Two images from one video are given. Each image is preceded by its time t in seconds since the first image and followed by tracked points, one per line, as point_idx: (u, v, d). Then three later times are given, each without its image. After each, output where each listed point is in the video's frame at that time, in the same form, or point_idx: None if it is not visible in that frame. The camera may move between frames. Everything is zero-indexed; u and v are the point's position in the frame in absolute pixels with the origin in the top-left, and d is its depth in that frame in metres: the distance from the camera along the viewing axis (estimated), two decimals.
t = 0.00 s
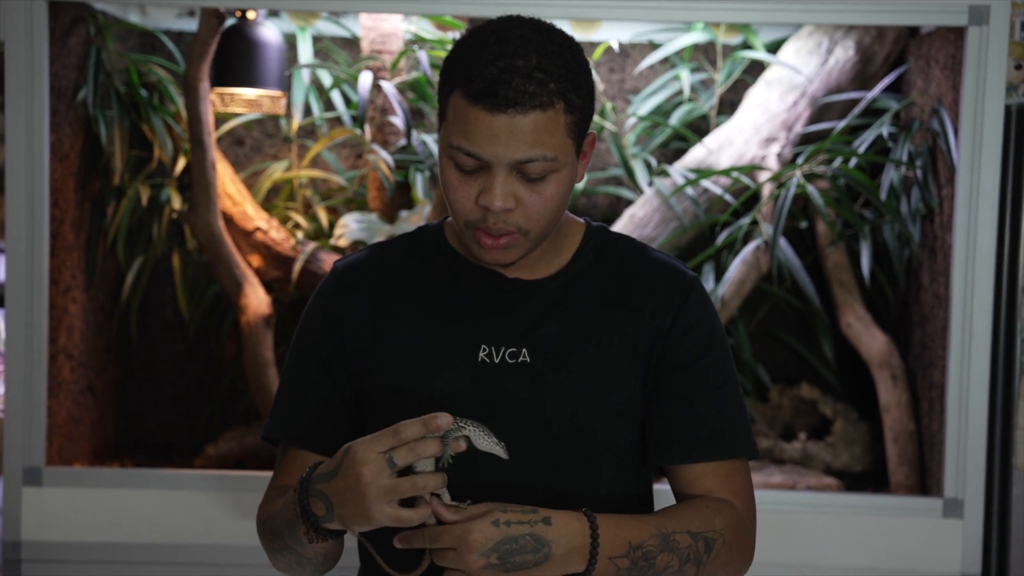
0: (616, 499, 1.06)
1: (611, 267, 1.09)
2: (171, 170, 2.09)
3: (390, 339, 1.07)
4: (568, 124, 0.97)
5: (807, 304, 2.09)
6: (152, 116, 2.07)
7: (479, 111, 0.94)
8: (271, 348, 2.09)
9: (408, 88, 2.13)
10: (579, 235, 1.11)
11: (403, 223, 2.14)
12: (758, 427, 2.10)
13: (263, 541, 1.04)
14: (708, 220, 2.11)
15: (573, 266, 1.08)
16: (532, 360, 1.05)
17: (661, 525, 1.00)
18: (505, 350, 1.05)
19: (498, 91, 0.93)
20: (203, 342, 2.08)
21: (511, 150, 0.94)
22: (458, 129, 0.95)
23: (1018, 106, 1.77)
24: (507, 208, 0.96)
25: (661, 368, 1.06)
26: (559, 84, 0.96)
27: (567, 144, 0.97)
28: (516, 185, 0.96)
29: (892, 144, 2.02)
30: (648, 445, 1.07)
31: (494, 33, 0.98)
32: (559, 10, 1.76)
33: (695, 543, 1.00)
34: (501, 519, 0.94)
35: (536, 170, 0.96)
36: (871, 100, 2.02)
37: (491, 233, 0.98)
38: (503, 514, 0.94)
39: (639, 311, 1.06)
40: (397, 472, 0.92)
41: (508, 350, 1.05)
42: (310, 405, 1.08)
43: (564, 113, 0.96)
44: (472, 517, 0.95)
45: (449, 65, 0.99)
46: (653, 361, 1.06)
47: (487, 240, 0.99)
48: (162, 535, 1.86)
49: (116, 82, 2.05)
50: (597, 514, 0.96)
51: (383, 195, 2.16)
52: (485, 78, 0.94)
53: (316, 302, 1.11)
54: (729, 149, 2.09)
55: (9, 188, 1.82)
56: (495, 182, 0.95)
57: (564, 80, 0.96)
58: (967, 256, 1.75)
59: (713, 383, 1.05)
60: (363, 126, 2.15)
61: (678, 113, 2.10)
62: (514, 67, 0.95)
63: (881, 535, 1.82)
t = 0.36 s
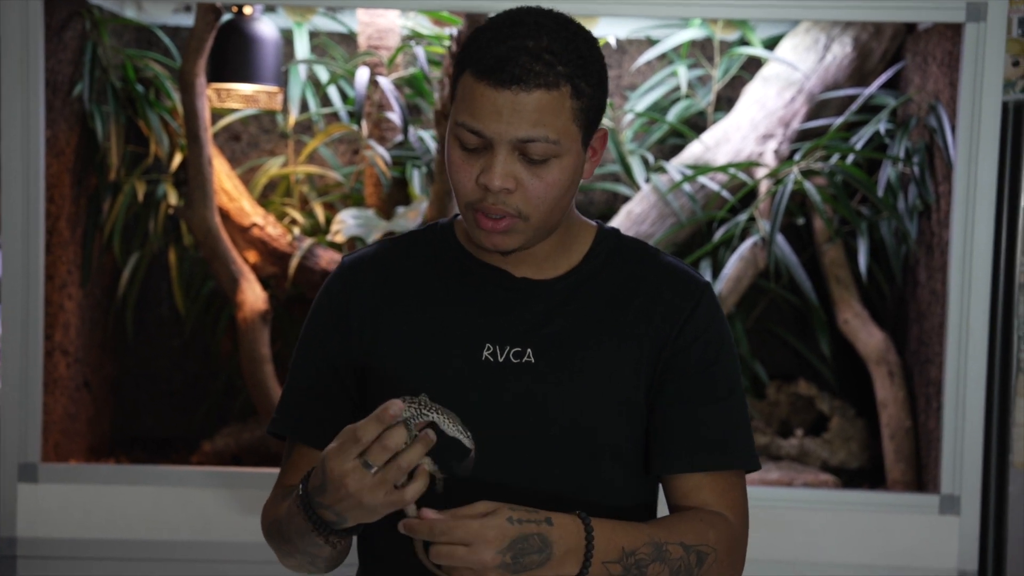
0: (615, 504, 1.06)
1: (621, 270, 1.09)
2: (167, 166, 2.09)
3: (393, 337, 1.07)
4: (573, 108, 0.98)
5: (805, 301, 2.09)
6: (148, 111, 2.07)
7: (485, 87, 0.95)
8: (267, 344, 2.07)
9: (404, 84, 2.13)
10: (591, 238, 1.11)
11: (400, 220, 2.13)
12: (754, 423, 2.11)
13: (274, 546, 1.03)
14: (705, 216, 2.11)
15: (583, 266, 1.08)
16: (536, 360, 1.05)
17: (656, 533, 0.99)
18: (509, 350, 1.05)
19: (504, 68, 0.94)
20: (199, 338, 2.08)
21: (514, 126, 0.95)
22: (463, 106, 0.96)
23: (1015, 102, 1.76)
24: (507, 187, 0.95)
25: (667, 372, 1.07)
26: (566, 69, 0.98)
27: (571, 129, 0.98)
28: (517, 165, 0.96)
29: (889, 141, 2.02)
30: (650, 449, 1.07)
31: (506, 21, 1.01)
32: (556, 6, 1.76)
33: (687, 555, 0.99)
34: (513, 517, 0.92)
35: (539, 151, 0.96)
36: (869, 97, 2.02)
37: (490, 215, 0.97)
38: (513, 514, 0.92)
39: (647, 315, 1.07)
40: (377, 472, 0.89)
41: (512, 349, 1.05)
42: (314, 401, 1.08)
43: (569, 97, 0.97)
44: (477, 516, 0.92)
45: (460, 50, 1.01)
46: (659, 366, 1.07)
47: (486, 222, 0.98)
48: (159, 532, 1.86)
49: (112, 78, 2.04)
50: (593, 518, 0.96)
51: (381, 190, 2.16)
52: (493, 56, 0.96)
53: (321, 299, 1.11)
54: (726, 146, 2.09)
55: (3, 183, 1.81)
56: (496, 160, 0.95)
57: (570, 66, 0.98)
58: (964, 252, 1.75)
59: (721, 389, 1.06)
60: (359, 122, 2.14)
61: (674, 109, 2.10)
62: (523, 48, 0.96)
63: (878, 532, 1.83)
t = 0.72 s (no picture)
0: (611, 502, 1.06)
1: (628, 270, 1.09)
2: (167, 163, 2.09)
3: (396, 334, 1.07)
4: (593, 106, 1.02)
5: (805, 299, 2.08)
6: (149, 108, 2.07)
7: (507, 83, 0.99)
8: (268, 341, 2.08)
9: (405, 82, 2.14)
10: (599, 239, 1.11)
11: (400, 217, 2.15)
12: (754, 421, 2.11)
13: (273, 527, 1.05)
14: (705, 214, 2.12)
15: (590, 266, 1.08)
16: (541, 357, 1.05)
17: (637, 527, 0.99)
18: (514, 346, 1.05)
19: (526, 66, 0.99)
20: (199, 335, 2.08)
21: (535, 123, 0.99)
22: (485, 103, 1.00)
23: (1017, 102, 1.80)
24: (526, 183, 0.99)
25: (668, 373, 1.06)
26: (587, 67, 1.02)
27: (590, 126, 1.02)
28: (536, 162, 1.00)
29: (889, 140, 2.02)
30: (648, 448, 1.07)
31: (529, 20, 1.05)
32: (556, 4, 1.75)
33: (664, 555, 0.99)
34: (518, 488, 0.91)
35: (558, 148, 1.00)
36: (869, 95, 2.03)
37: (509, 209, 1.01)
38: (519, 484, 0.91)
39: (651, 315, 1.07)
40: (359, 444, 0.89)
41: (516, 345, 1.05)
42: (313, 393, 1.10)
43: (589, 95, 1.01)
44: (480, 477, 0.90)
45: (486, 47, 1.05)
46: (661, 366, 1.06)
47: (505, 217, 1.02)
48: (159, 528, 1.86)
49: (113, 75, 2.04)
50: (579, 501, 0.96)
51: (381, 188, 2.16)
52: (517, 53, 1.00)
53: (326, 296, 1.11)
54: (726, 144, 2.10)
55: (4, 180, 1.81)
56: (516, 156, 0.99)
57: (591, 64, 1.02)
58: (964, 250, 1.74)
59: (721, 393, 1.06)
60: (359, 120, 2.15)
61: (675, 107, 2.10)
62: (544, 45, 1.01)
63: (877, 531, 1.82)
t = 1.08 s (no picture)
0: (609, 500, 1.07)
1: (628, 270, 1.09)
2: (168, 161, 2.09)
3: (399, 330, 1.07)
4: (610, 108, 1.03)
5: (804, 297, 2.08)
6: (150, 106, 2.08)
7: (529, 79, 1.00)
8: (269, 340, 2.09)
9: (405, 80, 2.16)
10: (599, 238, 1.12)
11: (401, 216, 2.15)
12: (755, 420, 2.12)
13: (281, 530, 1.05)
14: (706, 213, 2.13)
15: (590, 266, 1.08)
16: (541, 355, 1.04)
17: (629, 519, 1.00)
18: (514, 343, 1.05)
19: (549, 63, 0.99)
20: (198, 332, 2.08)
21: (554, 121, 0.99)
22: (504, 98, 1.00)
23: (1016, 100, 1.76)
24: (542, 180, 1.00)
25: (667, 373, 1.07)
26: (606, 69, 1.03)
27: (606, 128, 1.03)
28: (552, 160, 1.00)
29: (890, 138, 2.02)
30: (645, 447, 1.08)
31: (547, 18, 1.05)
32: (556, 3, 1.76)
33: (654, 549, 1.00)
34: (516, 464, 0.91)
35: (575, 147, 1.01)
36: (869, 94, 2.04)
37: (521, 205, 1.02)
38: (516, 462, 0.91)
39: (652, 314, 1.07)
40: (352, 466, 0.90)
41: (516, 343, 1.05)
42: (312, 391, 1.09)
43: (607, 96, 1.02)
44: (483, 450, 0.90)
45: (502, 42, 1.05)
46: (660, 366, 1.07)
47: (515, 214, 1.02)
48: (160, 526, 1.86)
49: (114, 73, 2.04)
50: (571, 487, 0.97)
51: (381, 186, 2.17)
52: (539, 50, 1.00)
53: (325, 294, 1.10)
54: (727, 143, 2.10)
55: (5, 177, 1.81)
56: (533, 152, 1.00)
57: (611, 67, 1.03)
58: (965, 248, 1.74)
59: (719, 393, 1.06)
60: (360, 118, 2.16)
61: (677, 105, 2.10)
62: (567, 42, 1.01)
63: (878, 529, 1.83)
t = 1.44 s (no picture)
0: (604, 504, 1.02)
1: (619, 266, 1.04)
2: (165, 159, 2.08)
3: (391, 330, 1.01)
4: (604, 97, 0.95)
5: (803, 296, 2.08)
6: (147, 104, 2.06)
7: (520, 65, 0.91)
8: (265, 338, 2.08)
9: (403, 78, 2.13)
10: (588, 232, 1.06)
11: (398, 213, 2.14)
12: (754, 418, 2.10)
13: (276, 531, 0.99)
14: (705, 211, 2.11)
15: (581, 262, 1.03)
16: (534, 356, 0.99)
17: (627, 511, 0.95)
18: (507, 344, 0.99)
19: (541, 47, 0.91)
20: (196, 330, 2.08)
21: (548, 108, 0.91)
22: (493, 85, 0.92)
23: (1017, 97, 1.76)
24: (534, 170, 0.91)
25: (660, 373, 1.01)
26: (600, 57, 0.95)
27: (600, 117, 0.95)
28: (545, 150, 0.92)
29: (889, 136, 2.02)
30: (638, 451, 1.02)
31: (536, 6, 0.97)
32: None
33: (651, 542, 0.96)
34: (518, 456, 0.86)
35: (569, 136, 0.93)
36: (869, 92, 2.02)
37: (512, 197, 0.93)
38: (517, 453, 0.86)
39: (645, 312, 1.01)
40: (353, 488, 0.83)
41: (510, 343, 0.99)
42: (305, 399, 1.02)
43: (601, 84, 0.94)
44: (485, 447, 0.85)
45: (489, 29, 0.97)
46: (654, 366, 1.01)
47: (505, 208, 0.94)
48: (159, 524, 1.86)
49: (111, 71, 2.04)
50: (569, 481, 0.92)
51: (379, 184, 2.15)
52: (531, 34, 0.92)
53: (314, 291, 1.04)
54: (726, 140, 2.10)
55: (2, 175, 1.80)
56: (525, 142, 0.91)
57: (605, 54, 0.95)
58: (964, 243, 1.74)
59: (711, 390, 1.01)
60: (359, 115, 2.14)
61: (674, 103, 2.08)
62: (559, 29, 0.93)
63: (878, 528, 1.82)
